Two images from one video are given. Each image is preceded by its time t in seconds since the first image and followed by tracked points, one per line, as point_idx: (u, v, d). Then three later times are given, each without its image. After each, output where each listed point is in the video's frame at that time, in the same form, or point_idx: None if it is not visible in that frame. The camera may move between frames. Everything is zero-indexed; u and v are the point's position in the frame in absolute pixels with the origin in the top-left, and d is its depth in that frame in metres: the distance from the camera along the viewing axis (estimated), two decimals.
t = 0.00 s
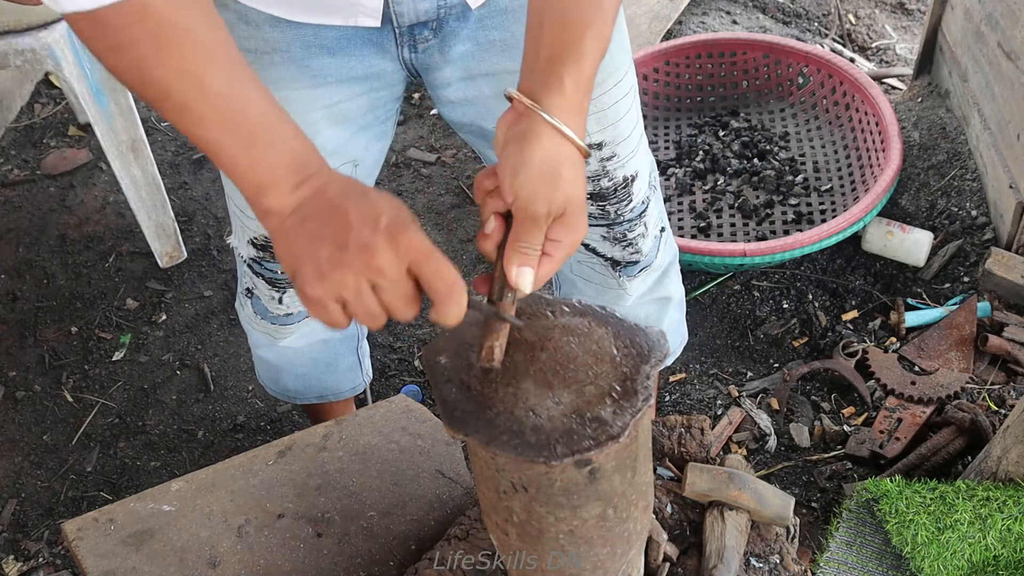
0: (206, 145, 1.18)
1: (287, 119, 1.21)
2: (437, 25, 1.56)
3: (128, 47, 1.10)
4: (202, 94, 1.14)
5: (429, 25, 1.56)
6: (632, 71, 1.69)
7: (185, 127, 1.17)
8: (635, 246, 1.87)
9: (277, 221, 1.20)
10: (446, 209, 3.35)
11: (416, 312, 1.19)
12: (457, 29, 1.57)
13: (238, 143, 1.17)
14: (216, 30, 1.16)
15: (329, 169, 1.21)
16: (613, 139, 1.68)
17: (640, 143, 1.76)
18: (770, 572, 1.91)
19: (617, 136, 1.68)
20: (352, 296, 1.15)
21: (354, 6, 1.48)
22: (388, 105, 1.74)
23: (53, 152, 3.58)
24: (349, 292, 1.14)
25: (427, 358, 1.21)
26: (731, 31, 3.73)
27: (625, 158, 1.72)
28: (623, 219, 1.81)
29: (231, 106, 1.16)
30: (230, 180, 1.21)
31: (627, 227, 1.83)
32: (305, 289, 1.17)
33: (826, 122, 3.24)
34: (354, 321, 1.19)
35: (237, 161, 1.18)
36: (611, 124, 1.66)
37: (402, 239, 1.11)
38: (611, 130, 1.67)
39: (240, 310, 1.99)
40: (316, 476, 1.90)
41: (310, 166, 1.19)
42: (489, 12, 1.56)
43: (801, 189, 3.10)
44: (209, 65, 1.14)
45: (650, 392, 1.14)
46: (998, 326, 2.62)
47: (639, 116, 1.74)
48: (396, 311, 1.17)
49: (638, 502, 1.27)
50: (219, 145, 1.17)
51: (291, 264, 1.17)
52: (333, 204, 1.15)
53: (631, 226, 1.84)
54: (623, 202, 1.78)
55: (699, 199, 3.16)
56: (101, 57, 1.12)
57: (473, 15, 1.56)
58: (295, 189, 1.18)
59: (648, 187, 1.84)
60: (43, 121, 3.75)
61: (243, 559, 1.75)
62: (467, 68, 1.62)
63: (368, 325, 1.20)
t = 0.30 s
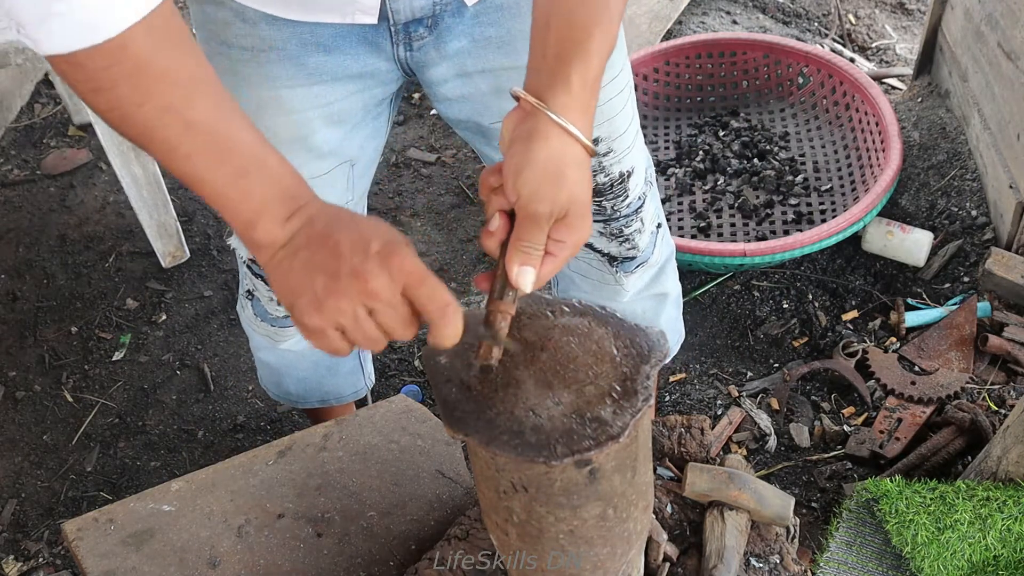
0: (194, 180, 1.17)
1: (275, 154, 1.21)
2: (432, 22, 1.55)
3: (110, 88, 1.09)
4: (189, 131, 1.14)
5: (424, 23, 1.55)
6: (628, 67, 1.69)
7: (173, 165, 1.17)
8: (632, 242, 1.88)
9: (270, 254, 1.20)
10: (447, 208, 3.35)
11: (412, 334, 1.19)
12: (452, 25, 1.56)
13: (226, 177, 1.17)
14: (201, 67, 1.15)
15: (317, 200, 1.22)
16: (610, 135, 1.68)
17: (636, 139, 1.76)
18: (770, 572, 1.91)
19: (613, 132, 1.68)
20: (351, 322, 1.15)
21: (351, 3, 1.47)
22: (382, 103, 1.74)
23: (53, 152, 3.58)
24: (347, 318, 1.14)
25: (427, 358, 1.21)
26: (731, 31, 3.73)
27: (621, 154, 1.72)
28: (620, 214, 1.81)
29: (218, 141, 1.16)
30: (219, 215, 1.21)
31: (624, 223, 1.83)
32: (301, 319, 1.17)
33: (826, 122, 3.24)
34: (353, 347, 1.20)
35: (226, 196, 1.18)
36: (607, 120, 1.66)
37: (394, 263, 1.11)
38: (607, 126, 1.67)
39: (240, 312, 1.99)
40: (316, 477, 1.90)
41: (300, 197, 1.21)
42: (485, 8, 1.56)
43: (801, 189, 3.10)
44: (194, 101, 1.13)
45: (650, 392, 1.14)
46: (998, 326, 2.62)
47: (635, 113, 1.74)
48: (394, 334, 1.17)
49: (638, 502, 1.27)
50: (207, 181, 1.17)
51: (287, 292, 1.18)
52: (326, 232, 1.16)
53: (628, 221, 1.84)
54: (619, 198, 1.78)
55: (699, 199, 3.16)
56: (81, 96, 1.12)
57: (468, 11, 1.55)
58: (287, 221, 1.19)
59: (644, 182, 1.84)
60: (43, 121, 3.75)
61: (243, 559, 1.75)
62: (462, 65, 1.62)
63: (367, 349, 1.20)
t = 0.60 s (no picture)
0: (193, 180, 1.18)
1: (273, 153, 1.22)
2: (428, 25, 1.55)
3: (110, 90, 1.09)
4: (188, 132, 1.14)
5: (420, 26, 1.54)
6: (625, 68, 1.69)
7: (173, 165, 1.17)
8: (630, 242, 1.88)
9: (269, 251, 1.21)
10: (447, 208, 3.35)
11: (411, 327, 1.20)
12: (449, 28, 1.56)
13: (226, 177, 1.17)
14: (199, 67, 1.15)
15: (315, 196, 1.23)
16: (606, 136, 1.68)
17: (633, 139, 1.75)
18: (770, 572, 1.91)
19: (609, 133, 1.69)
20: (349, 314, 1.16)
21: (347, 6, 1.47)
22: (377, 106, 1.74)
23: (53, 152, 3.58)
24: (345, 311, 1.16)
25: (427, 358, 1.21)
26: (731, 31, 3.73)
27: (618, 154, 1.72)
28: (617, 215, 1.81)
29: (217, 141, 1.16)
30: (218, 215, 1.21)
31: (621, 223, 1.83)
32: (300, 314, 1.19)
33: (826, 122, 3.24)
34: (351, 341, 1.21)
35: (225, 195, 1.19)
36: (603, 122, 1.66)
37: (390, 254, 1.13)
38: (603, 127, 1.67)
39: (239, 317, 1.99)
40: (316, 476, 1.90)
41: (299, 195, 1.22)
42: (481, 10, 1.56)
43: (801, 189, 3.10)
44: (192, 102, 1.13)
45: (650, 392, 1.14)
46: (998, 326, 2.62)
47: (632, 114, 1.74)
48: (394, 327, 1.18)
49: (638, 502, 1.27)
50: (207, 180, 1.18)
51: (285, 288, 1.19)
52: (324, 226, 1.18)
53: (626, 221, 1.84)
54: (616, 198, 1.78)
55: (699, 199, 3.16)
56: (80, 98, 1.11)
57: (464, 13, 1.55)
58: (285, 219, 1.20)
59: (642, 182, 1.83)
60: (43, 121, 3.75)
61: (243, 559, 1.75)
62: (458, 68, 1.62)
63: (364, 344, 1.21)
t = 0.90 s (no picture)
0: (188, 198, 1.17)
1: (271, 177, 1.20)
2: (423, 24, 1.55)
3: (106, 105, 1.11)
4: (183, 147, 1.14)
5: (416, 25, 1.55)
6: (621, 67, 1.69)
7: (169, 182, 1.17)
8: (628, 240, 1.87)
9: (260, 276, 1.18)
10: (447, 208, 3.35)
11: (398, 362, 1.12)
12: (445, 27, 1.56)
13: (219, 196, 1.16)
14: (198, 83, 1.16)
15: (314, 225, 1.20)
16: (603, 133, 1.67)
17: (631, 138, 1.75)
18: (770, 572, 1.91)
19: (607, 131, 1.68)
20: (333, 345, 1.10)
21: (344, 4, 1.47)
22: (373, 106, 1.74)
23: (53, 152, 3.57)
24: (329, 340, 1.09)
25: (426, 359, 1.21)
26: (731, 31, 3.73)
27: (616, 153, 1.72)
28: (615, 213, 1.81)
29: (212, 157, 1.16)
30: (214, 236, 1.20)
31: (619, 222, 1.83)
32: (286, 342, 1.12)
33: (826, 122, 3.24)
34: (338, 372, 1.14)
35: (218, 215, 1.17)
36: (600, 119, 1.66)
37: (376, 284, 1.07)
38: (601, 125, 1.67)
39: (239, 318, 1.99)
40: (316, 476, 1.90)
41: (296, 220, 1.19)
42: (477, 9, 1.56)
43: (801, 188, 3.10)
44: (187, 119, 1.14)
45: (650, 392, 1.14)
46: (998, 326, 2.62)
47: (629, 112, 1.73)
48: (381, 362, 1.11)
49: (638, 502, 1.27)
50: (202, 198, 1.17)
51: (274, 315, 1.14)
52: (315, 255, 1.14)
53: (624, 220, 1.84)
54: (614, 197, 1.78)
55: (699, 199, 3.16)
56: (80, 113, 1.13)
57: (460, 12, 1.55)
58: (278, 244, 1.17)
59: (640, 181, 1.83)
60: (43, 121, 3.74)
61: (243, 559, 1.75)
62: (455, 67, 1.62)
63: (352, 377, 1.14)
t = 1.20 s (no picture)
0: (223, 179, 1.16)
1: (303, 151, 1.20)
2: (426, 22, 1.55)
3: (138, 90, 1.08)
4: (216, 129, 1.12)
5: (418, 23, 1.54)
6: (621, 65, 1.69)
7: (201, 165, 1.15)
8: (629, 239, 1.87)
9: (301, 250, 1.19)
10: (447, 209, 3.35)
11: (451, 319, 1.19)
12: (446, 24, 1.56)
13: (256, 177, 1.16)
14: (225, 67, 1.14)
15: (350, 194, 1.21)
16: (604, 132, 1.67)
17: (631, 136, 1.75)
18: (770, 572, 1.91)
19: (607, 130, 1.68)
20: (387, 308, 1.14)
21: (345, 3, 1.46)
22: (374, 104, 1.74)
23: (53, 152, 3.57)
24: (382, 304, 1.13)
25: (427, 358, 1.21)
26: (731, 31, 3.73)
27: (617, 152, 1.72)
28: (616, 212, 1.81)
29: (247, 139, 1.14)
30: (251, 215, 1.20)
31: (620, 221, 1.83)
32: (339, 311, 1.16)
33: (826, 122, 3.24)
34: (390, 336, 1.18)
35: (255, 193, 1.17)
36: (601, 119, 1.66)
37: (425, 243, 1.12)
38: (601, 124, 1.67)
39: (239, 318, 1.99)
40: (316, 476, 1.90)
41: (331, 191, 1.20)
42: (479, 7, 1.56)
43: (801, 189, 3.10)
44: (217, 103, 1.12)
45: (650, 392, 1.14)
46: (998, 326, 2.62)
47: (630, 111, 1.73)
48: (430, 322, 1.17)
49: (638, 502, 1.27)
50: (236, 178, 1.16)
51: (322, 283, 1.17)
52: (359, 220, 1.16)
53: (625, 218, 1.84)
54: (615, 195, 1.78)
55: (699, 199, 3.16)
56: (109, 101, 1.10)
57: (462, 10, 1.55)
58: (319, 217, 1.18)
59: (641, 179, 1.83)
60: (43, 122, 3.74)
61: (243, 559, 1.75)
62: (457, 65, 1.63)
63: (404, 339, 1.19)
